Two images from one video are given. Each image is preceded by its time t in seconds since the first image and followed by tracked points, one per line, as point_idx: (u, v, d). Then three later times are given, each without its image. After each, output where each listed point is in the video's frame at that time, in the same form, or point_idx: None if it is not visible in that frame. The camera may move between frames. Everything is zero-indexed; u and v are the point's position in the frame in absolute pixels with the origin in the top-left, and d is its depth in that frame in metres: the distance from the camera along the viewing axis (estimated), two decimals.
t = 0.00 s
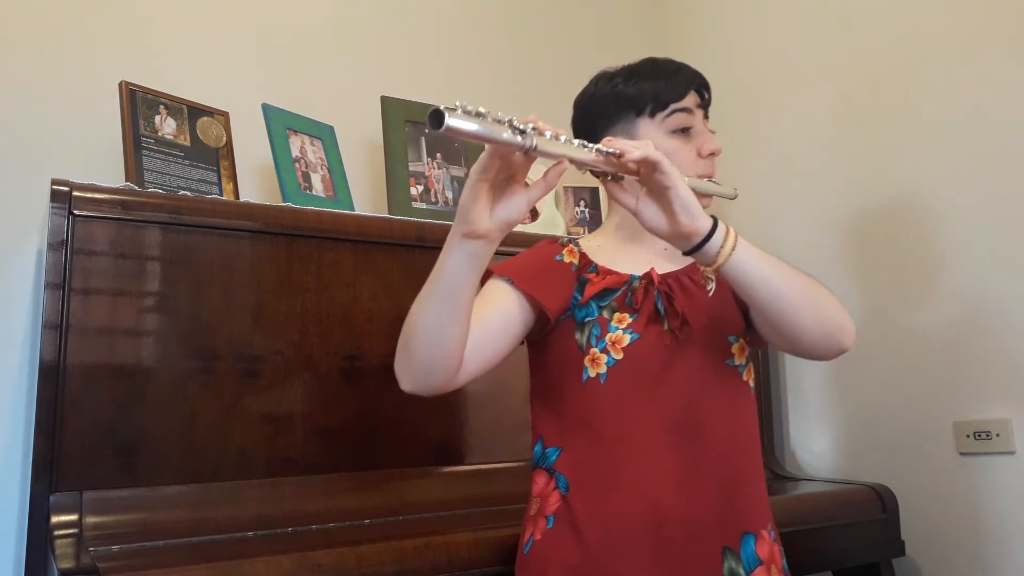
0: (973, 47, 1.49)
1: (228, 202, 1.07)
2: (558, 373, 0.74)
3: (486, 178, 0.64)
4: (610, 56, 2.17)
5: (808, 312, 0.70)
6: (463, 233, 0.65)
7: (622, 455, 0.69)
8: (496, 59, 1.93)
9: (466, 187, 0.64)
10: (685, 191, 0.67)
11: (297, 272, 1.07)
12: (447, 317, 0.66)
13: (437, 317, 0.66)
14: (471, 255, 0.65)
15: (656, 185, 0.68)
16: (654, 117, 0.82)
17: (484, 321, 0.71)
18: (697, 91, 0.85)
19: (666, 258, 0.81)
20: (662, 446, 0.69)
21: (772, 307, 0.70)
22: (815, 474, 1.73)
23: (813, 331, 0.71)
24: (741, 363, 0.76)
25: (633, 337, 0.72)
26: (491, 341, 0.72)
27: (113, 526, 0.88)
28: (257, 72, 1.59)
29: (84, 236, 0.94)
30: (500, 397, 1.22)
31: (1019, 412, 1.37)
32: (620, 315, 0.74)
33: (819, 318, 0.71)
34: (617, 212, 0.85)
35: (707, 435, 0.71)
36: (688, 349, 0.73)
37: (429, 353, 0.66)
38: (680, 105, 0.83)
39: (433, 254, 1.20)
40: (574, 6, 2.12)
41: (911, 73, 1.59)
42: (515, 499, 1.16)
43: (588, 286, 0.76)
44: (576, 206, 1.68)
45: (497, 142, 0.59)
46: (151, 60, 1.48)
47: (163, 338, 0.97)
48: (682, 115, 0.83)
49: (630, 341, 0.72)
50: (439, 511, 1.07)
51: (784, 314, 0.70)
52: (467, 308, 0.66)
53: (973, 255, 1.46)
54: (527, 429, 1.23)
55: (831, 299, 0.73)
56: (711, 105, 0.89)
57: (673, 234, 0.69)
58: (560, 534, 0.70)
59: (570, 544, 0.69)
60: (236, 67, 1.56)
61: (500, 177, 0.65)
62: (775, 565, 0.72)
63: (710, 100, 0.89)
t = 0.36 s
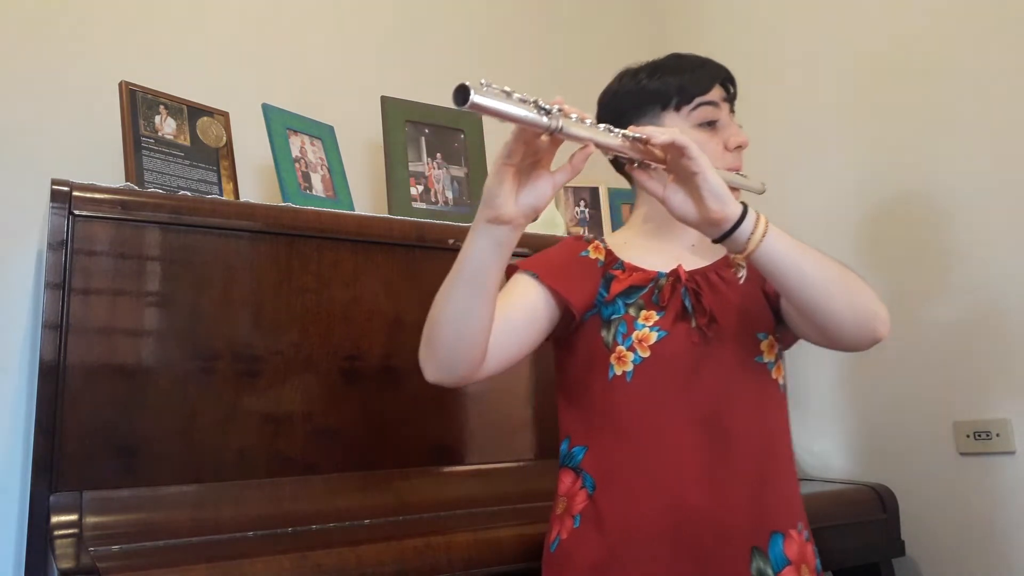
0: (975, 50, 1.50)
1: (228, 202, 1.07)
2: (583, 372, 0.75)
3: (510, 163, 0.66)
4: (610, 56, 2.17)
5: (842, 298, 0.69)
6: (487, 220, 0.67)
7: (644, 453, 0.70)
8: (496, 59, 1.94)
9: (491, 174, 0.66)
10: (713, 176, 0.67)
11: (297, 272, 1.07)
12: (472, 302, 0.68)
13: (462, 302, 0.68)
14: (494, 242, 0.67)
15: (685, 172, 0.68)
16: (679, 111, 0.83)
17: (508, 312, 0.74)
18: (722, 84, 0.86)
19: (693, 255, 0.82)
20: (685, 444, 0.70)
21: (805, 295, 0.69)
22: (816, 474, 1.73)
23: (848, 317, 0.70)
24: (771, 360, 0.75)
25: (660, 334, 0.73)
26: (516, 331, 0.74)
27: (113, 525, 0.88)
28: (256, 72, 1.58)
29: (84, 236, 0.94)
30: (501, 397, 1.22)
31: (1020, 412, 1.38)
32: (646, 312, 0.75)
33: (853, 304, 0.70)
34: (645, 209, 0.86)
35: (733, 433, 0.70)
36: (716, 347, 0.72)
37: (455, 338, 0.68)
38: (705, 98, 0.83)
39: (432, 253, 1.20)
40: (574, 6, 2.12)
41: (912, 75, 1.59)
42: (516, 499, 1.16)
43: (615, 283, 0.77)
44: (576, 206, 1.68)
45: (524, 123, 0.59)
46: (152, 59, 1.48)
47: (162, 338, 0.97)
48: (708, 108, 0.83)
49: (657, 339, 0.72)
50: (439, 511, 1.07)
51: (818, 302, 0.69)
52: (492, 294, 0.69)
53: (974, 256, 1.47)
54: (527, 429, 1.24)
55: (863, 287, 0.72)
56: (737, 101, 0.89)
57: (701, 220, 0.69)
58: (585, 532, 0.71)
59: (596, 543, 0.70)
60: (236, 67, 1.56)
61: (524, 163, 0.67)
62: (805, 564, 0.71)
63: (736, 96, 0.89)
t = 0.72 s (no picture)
0: (976, 51, 1.50)
1: (229, 201, 1.07)
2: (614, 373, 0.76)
3: (531, 151, 0.66)
4: (610, 55, 2.17)
5: (875, 290, 0.69)
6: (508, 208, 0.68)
7: (671, 452, 0.71)
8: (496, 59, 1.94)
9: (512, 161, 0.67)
10: (741, 164, 0.68)
11: (298, 272, 1.07)
12: (495, 291, 0.69)
13: (485, 291, 0.69)
14: (515, 229, 0.68)
15: (712, 161, 0.69)
16: (711, 104, 0.84)
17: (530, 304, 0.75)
18: (757, 76, 0.86)
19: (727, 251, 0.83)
20: (712, 445, 0.70)
21: (835, 288, 0.69)
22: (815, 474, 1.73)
23: (881, 311, 0.69)
24: (806, 360, 0.75)
25: (690, 334, 0.73)
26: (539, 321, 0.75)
27: (113, 525, 0.88)
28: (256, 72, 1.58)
29: (84, 236, 0.94)
30: (502, 397, 1.22)
31: (1020, 412, 1.39)
32: (677, 312, 0.75)
33: (888, 297, 0.69)
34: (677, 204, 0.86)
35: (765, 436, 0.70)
36: (748, 346, 0.73)
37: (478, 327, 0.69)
38: (738, 90, 0.84)
39: (432, 253, 1.20)
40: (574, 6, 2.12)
41: (914, 76, 1.60)
42: (517, 499, 1.16)
43: (645, 280, 0.78)
44: (576, 206, 1.68)
45: (544, 109, 0.61)
46: (153, 60, 1.48)
47: (162, 338, 0.97)
48: (741, 101, 0.84)
49: (687, 338, 0.73)
50: (440, 511, 1.07)
51: (848, 296, 0.69)
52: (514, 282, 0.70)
53: (975, 257, 1.47)
54: (527, 430, 1.24)
55: (903, 279, 0.71)
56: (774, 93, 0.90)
57: (729, 209, 0.69)
58: (611, 529, 0.72)
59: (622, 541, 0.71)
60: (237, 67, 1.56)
61: (547, 151, 0.68)
62: (841, 566, 0.71)
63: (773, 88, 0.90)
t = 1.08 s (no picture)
0: (976, 51, 1.50)
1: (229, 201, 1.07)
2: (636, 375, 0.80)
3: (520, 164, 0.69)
4: (609, 55, 2.17)
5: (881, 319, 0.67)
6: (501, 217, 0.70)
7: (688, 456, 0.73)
8: (496, 58, 1.93)
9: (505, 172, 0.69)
10: (743, 177, 0.66)
11: (298, 272, 1.07)
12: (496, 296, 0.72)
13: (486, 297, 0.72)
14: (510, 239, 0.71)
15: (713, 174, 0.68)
16: (760, 92, 0.85)
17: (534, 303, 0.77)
18: (809, 65, 0.87)
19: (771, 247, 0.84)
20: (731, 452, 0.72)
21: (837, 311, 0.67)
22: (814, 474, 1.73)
23: (886, 336, 0.67)
24: (831, 375, 0.74)
25: (707, 344, 0.76)
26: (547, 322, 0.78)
27: (113, 525, 0.88)
28: (257, 72, 1.58)
29: (84, 236, 0.94)
30: (503, 398, 1.22)
31: (1019, 412, 1.39)
32: (698, 319, 0.78)
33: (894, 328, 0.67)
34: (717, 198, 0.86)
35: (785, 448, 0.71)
36: (768, 358, 0.74)
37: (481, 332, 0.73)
38: (789, 80, 0.85)
39: (431, 253, 1.20)
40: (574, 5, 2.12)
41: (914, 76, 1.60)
42: (517, 499, 1.16)
43: (671, 283, 0.81)
44: (577, 206, 1.68)
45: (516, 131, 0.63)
46: (154, 60, 1.48)
47: (162, 339, 0.97)
48: (791, 91, 0.85)
49: (703, 348, 0.76)
50: (440, 511, 1.08)
51: (852, 322, 0.67)
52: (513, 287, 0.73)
53: (974, 257, 1.47)
54: (527, 430, 1.24)
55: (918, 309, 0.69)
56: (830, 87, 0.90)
57: (731, 224, 0.68)
58: (629, 524, 0.75)
59: (637, 542, 0.74)
60: (237, 67, 1.56)
61: (537, 163, 0.69)
62: None
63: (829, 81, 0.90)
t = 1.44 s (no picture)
0: (977, 51, 1.50)
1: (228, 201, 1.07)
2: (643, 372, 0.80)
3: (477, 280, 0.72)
4: (609, 55, 2.17)
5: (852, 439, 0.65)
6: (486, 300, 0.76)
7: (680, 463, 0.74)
8: (496, 58, 1.94)
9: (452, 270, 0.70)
10: (722, 298, 0.66)
11: (298, 273, 1.07)
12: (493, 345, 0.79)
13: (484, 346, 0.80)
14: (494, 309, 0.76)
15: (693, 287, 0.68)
16: (820, 128, 0.77)
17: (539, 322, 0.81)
18: (892, 97, 0.76)
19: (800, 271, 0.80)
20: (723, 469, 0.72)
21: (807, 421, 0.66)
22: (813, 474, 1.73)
23: (863, 455, 0.66)
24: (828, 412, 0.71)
25: (706, 359, 0.74)
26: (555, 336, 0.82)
27: (113, 525, 0.88)
28: (257, 72, 1.59)
29: (84, 236, 0.94)
30: (504, 399, 1.22)
31: (1019, 412, 1.39)
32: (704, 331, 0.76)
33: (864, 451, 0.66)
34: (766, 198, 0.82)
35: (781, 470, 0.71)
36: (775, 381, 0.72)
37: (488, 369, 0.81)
38: (858, 119, 0.76)
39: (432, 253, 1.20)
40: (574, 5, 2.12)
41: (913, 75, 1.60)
42: (517, 499, 1.16)
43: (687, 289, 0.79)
44: (576, 206, 1.68)
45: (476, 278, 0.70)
46: (155, 60, 1.48)
47: (162, 339, 0.97)
48: (856, 133, 0.76)
49: (701, 363, 0.74)
50: (440, 511, 1.08)
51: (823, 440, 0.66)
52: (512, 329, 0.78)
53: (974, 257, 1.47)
54: (528, 430, 1.24)
55: (906, 426, 0.65)
56: (912, 116, 0.79)
57: (711, 337, 0.68)
58: (620, 514, 0.79)
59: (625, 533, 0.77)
60: (238, 67, 1.56)
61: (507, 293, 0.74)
62: None
63: (913, 108, 0.79)
